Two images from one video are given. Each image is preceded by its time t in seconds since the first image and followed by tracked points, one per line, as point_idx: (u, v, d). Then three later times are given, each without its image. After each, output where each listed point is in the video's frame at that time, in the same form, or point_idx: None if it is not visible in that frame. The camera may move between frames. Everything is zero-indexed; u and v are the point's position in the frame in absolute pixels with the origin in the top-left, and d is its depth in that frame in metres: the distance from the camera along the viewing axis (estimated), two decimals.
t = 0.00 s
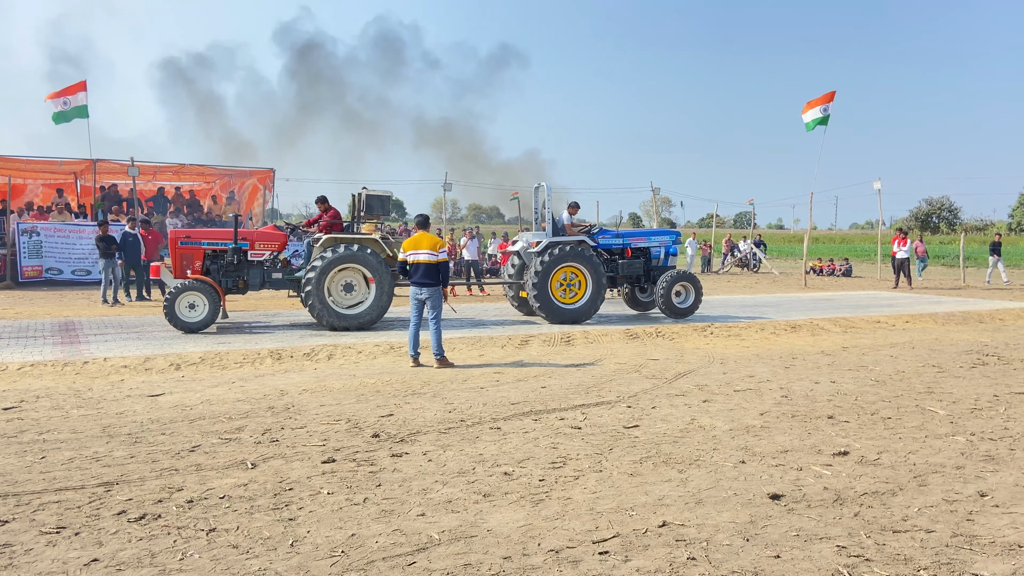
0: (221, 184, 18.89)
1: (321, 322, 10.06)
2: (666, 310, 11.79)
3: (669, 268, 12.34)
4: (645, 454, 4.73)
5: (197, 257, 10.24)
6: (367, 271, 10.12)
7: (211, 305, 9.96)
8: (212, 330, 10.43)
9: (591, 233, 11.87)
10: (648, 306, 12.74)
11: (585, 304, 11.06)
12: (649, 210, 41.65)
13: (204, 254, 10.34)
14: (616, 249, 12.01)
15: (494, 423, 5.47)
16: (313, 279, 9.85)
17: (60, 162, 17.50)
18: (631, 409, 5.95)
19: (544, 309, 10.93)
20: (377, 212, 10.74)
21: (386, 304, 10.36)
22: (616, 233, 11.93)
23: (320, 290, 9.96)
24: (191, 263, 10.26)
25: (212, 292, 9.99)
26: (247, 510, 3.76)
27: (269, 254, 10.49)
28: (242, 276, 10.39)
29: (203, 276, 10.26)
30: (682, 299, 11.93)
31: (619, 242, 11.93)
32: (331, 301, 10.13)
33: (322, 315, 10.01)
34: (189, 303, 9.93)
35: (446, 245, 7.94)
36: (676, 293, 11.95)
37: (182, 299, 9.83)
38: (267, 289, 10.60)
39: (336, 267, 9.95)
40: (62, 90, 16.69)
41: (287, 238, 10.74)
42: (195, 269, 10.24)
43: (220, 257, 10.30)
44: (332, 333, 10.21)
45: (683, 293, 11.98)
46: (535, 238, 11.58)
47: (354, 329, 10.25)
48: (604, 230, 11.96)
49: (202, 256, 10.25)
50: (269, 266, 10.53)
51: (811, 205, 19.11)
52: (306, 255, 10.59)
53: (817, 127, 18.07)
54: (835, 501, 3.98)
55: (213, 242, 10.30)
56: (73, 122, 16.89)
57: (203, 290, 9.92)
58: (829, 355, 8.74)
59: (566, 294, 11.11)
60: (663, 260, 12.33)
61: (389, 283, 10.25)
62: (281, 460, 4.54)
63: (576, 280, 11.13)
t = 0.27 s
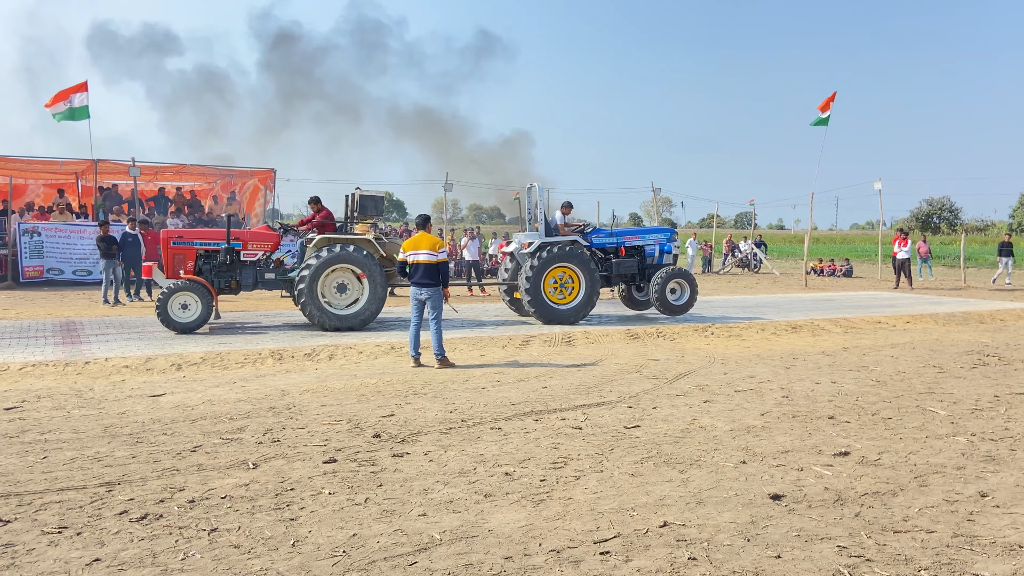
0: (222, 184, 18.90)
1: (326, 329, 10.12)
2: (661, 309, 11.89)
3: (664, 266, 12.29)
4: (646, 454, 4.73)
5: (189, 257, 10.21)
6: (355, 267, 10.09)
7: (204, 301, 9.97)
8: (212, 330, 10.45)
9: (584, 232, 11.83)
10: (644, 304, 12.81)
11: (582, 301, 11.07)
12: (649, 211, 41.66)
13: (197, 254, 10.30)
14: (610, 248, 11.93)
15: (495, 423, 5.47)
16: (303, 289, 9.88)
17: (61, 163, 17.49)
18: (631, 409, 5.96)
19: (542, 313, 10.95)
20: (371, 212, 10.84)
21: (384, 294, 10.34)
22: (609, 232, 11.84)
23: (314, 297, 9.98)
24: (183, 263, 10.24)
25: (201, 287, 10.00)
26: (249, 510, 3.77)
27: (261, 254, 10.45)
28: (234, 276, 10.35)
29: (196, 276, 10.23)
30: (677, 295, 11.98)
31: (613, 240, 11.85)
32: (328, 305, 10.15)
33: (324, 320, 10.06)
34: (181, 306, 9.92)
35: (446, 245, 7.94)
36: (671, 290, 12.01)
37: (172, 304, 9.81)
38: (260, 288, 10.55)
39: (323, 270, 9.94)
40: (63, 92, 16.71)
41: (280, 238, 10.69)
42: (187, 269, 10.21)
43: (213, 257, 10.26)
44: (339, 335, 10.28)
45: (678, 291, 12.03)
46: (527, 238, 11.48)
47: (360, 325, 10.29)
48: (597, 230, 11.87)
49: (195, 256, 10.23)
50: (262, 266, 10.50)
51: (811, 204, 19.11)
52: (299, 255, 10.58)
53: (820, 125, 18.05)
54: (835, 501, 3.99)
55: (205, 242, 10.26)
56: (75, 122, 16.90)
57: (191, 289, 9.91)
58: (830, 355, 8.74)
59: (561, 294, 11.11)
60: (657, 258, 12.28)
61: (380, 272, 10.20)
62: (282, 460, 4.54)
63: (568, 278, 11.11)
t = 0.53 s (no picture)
0: (228, 185, 18.93)
1: (334, 331, 10.20)
2: (661, 305, 12.09)
3: (662, 263, 12.36)
4: (651, 455, 4.73)
5: (186, 257, 10.20)
6: (346, 266, 10.06)
7: (198, 296, 9.92)
8: (218, 331, 10.48)
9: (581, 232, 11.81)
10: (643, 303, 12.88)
11: (582, 297, 11.05)
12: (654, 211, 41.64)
13: (194, 254, 10.28)
14: (608, 248, 11.93)
15: (500, 423, 5.48)
16: (301, 299, 9.92)
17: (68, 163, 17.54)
18: (637, 410, 5.95)
19: (543, 316, 10.94)
20: (368, 213, 10.72)
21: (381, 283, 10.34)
22: (607, 232, 11.85)
23: (314, 303, 10.02)
24: (180, 263, 10.23)
25: (192, 284, 9.94)
26: (254, 509, 3.78)
27: (258, 254, 10.44)
28: (230, 276, 10.35)
29: (192, 276, 10.22)
30: (676, 292, 12.13)
31: (610, 240, 11.86)
32: (330, 308, 10.19)
33: (330, 323, 10.13)
34: (176, 307, 9.90)
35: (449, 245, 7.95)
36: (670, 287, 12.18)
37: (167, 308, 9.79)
38: (257, 289, 10.57)
39: (316, 276, 9.94)
40: (71, 92, 16.79)
41: (277, 238, 10.69)
42: (184, 269, 10.22)
43: (209, 257, 10.26)
44: (349, 332, 10.36)
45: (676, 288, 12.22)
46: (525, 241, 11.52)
47: (367, 317, 10.34)
48: (594, 229, 11.87)
49: (191, 256, 10.22)
50: (258, 266, 10.49)
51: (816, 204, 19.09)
52: (295, 256, 10.57)
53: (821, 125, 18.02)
54: (841, 503, 3.98)
55: (202, 242, 10.23)
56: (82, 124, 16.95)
57: (181, 288, 9.86)
58: (836, 356, 8.73)
59: (560, 293, 11.09)
60: (655, 256, 12.32)
61: (370, 262, 10.16)
62: (288, 460, 4.55)
63: (565, 276, 11.07)
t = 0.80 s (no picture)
0: (240, 186, 19.01)
1: (347, 331, 10.26)
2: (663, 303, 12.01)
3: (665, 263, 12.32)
4: (662, 456, 4.72)
5: (187, 257, 10.22)
6: (340, 266, 10.10)
7: (194, 292, 9.92)
8: (228, 331, 10.54)
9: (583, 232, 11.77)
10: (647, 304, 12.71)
11: (585, 293, 11.02)
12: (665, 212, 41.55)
13: (194, 254, 10.31)
14: (610, 248, 11.89)
15: (510, 424, 5.48)
16: (305, 308, 9.97)
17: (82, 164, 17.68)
18: (647, 410, 5.94)
19: (546, 317, 10.94)
20: (369, 213, 10.70)
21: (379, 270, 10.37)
22: (609, 232, 11.82)
23: (320, 310, 10.08)
24: (180, 263, 10.24)
25: (190, 284, 9.92)
26: (265, 509, 3.80)
27: (259, 254, 10.48)
28: (231, 276, 10.40)
29: (193, 276, 10.26)
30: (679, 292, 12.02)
31: (613, 240, 11.83)
32: (337, 310, 10.24)
33: (341, 323, 10.19)
34: (178, 308, 9.93)
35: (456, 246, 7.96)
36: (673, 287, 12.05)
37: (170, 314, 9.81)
38: (257, 289, 10.63)
39: (314, 284, 9.99)
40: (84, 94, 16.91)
41: (277, 238, 10.71)
42: (184, 269, 10.24)
43: (210, 257, 10.30)
44: (363, 326, 10.40)
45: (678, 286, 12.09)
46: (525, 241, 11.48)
47: (375, 307, 10.37)
48: (597, 230, 11.84)
49: (192, 256, 10.24)
50: (259, 266, 10.55)
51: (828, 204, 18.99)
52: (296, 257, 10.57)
53: (829, 126, 17.92)
54: (853, 505, 3.96)
55: (202, 242, 10.27)
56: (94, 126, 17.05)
57: (180, 289, 9.86)
58: (849, 358, 8.68)
59: (562, 293, 11.06)
60: (659, 257, 12.27)
61: (360, 253, 10.20)
62: (299, 460, 4.57)
63: (565, 275, 11.02)
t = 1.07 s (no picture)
0: (259, 187, 19.16)
1: (367, 328, 10.34)
2: (671, 309, 11.75)
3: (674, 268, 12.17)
4: (678, 458, 4.70)
5: (193, 258, 10.27)
6: (338, 269, 10.10)
7: (192, 288, 9.90)
8: (247, 331, 10.63)
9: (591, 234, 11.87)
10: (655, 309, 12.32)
11: (590, 288, 10.97)
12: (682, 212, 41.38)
13: (201, 255, 10.37)
14: (618, 250, 11.91)
15: (525, 425, 5.48)
16: (317, 317, 10.07)
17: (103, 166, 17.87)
18: (663, 412, 5.93)
19: (555, 320, 10.92)
20: (374, 214, 10.82)
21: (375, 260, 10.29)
22: (617, 234, 11.86)
23: (335, 315, 10.18)
24: (187, 264, 10.29)
25: (190, 284, 9.91)
26: (283, 507, 3.82)
27: (265, 255, 10.52)
28: (237, 277, 10.46)
29: (200, 277, 10.34)
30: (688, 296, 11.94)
31: (620, 242, 11.85)
32: (349, 310, 10.29)
33: (357, 321, 10.26)
34: (184, 309, 9.97)
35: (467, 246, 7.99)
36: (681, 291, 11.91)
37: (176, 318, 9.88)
38: (264, 290, 10.66)
39: (318, 293, 10.05)
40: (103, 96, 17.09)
41: (284, 239, 10.72)
42: (191, 270, 10.28)
43: (216, 257, 10.37)
44: (379, 317, 10.44)
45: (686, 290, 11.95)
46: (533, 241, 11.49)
47: (385, 297, 10.36)
48: (605, 232, 11.91)
49: (199, 256, 10.30)
50: (265, 266, 10.59)
51: (848, 205, 18.82)
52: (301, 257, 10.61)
53: (845, 126, 17.78)
54: (871, 508, 3.92)
55: (209, 243, 10.35)
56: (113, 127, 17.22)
57: (183, 291, 9.87)
58: (868, 359, 8.61)
59: (569, 293, 11.02)
60: (668, 261, 12.17)
61: (350, 249, 10.14)
62: (315, 459, 4.59)
63: (568, 275, 10.97)
